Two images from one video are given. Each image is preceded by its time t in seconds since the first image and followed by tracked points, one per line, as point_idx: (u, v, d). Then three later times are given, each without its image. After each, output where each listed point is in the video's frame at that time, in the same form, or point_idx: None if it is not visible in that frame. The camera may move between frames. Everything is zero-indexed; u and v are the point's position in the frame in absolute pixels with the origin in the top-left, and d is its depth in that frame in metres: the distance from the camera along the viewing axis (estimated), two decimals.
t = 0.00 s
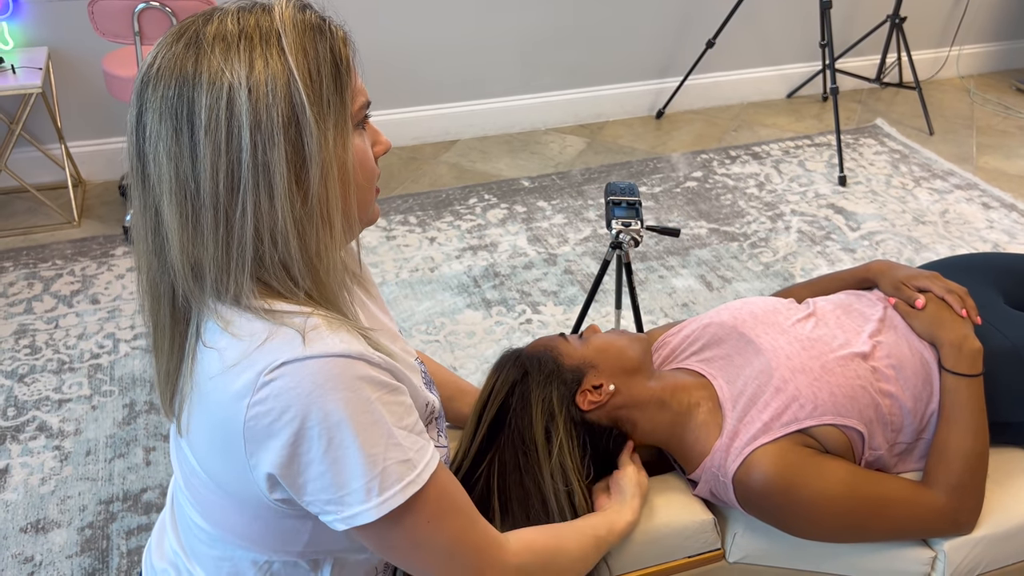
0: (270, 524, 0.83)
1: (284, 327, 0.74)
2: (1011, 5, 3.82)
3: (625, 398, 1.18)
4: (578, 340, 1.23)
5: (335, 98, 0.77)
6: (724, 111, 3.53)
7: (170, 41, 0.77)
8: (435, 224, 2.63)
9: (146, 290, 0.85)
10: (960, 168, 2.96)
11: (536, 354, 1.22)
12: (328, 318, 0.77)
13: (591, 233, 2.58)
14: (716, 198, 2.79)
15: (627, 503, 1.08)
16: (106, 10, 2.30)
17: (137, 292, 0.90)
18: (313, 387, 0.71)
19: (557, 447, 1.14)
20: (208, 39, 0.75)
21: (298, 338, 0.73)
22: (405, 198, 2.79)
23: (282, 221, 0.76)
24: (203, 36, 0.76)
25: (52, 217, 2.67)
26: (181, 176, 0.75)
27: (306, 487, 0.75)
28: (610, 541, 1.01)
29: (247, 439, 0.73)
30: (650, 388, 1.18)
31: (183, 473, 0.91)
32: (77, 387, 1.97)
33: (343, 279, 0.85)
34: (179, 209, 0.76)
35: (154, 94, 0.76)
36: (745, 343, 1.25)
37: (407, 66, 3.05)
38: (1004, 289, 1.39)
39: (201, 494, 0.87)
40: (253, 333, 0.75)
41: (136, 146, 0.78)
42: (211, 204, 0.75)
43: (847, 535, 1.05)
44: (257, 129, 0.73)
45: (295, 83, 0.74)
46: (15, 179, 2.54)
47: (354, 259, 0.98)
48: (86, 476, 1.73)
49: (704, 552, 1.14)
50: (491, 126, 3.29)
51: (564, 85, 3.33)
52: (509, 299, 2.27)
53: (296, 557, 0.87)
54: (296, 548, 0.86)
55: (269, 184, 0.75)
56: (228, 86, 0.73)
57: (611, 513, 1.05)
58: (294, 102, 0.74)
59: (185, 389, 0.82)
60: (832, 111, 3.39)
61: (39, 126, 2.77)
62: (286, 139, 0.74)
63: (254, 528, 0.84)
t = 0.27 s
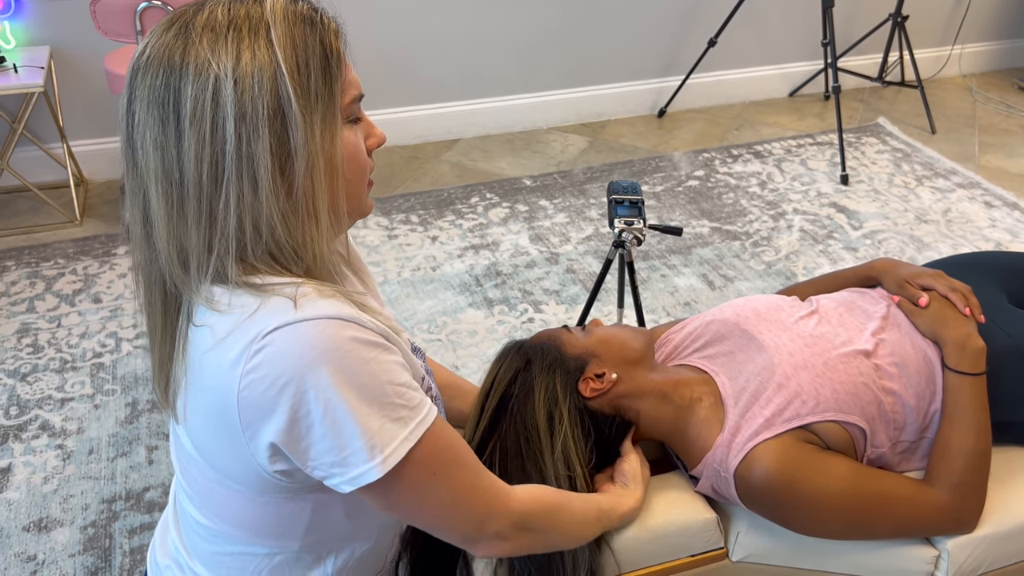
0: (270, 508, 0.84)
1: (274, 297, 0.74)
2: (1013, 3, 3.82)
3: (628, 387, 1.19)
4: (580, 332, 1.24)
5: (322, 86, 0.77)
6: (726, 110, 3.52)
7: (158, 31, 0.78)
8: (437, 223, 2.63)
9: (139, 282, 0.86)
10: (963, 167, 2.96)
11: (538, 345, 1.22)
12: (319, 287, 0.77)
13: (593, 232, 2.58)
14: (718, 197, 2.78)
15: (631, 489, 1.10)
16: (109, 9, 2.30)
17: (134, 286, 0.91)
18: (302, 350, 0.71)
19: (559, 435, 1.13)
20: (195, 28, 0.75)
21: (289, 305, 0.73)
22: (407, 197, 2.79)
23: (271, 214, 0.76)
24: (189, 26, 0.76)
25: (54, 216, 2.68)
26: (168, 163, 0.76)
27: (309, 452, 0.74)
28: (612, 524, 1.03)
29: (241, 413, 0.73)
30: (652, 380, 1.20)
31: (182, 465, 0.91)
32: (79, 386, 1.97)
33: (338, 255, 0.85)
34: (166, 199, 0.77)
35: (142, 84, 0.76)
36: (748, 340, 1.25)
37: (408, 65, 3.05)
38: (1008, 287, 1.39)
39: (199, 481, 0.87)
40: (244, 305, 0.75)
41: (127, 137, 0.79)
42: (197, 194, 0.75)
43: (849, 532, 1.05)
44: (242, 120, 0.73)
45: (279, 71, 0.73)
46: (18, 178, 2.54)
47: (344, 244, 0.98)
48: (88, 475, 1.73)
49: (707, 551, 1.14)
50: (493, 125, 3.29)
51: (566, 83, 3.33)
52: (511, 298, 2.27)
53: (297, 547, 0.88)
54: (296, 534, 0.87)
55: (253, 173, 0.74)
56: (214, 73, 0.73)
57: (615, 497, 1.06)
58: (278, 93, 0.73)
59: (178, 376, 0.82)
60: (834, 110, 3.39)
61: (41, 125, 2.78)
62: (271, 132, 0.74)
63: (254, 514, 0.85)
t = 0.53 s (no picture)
0: (259, 495, 0.85)
1: (263, 284, 0.75)
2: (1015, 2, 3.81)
3: (636, 403, 1.18)
4: (582, 343, 1.21)
5: (305, 91, 0.76)
6: (727, 108, 3.52)
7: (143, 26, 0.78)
8: (438, 222, 2.63)
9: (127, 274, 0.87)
10: (964, 166, 2.96)
11: (541, 368, 1.19)
12: (309, 275, 0.78)
13: (594, 231, 2.58)
14: (719, 196, 2.78)
15: (636, 491, 1.11)
16: (109, 7, 2.29)
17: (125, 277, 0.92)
18: (291, 335, 0.72)
19: (574, 468, 1.13)
20: (177, 30, 0.75)
21: (280, 291, 0.74)
22: (407, 196, 2.79)
23: (251, 221, 0.76)
24: (172, 27, 0.75)
25: (55, 215, 2.67)
26: (150, 163, 0.76)
27: (301, 438, 0.76)
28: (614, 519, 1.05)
29: (231, 401, 0.74)
30: (660, 391, 1.19)
31: (173, 457, 0.92)
32: (80, 385, 1.97)
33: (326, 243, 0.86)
34: (150, 198, 0.77)
35: (125, 82, 0.76)
36: (749, 338, 1.24)
37: (409, 64, 3.05)
38: (1009, 286, 1.39)
39: (189, 471, 0.88)
40: (233, 292, 0.76)
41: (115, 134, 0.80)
42: (179, 197, 0.76)
43: (850, 530, 1.05)
44: (221, 128, 0.73)
45: (259, 78, 0.73)
46: (18, 177, 2.54)
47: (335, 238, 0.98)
48: (89, 474, 1.73)
49: (709, 550, 1.14)
50: (494, 124, 3.29)
51: (567, 82, 3.33)
52: (512, 297, 2.27)
53: (287, 535, 0.88)
54: (285, 522, 0.87)
55: (232, 180, 0.74)
56: (195, 73, 0.73)
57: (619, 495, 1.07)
58: (260, 102, 0.73)
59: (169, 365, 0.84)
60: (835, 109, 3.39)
61: (41, 125, 2.77)
62: (251, 142, 0.74)
63: (243, 503, 0.85)
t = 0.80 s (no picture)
0: (265, 495, 0.84)
1: (283, 289, 0.75)
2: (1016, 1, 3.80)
3: (638, 391, 1.18)
4: (580, 335, 1.20)
5: (306, 99, 0.75)
6: (728, 108, 3.52)
7: (143, 28, 0.77)
8: (438, 221, 2.62)
9: (130, 274, 0.87)
10: (965, 165, 2.95)
11: (542, 362, 1.18)
12: (326, 279, 0.78)
13: (594, 230, 2.58)
14: (720, 195, 2.78)
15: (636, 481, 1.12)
16: (109, 6, 2.29)
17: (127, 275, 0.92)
18: (314, 343, 0.72)
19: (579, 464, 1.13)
20: (174, 37, 0.73)
21: (301, 296, 0.74)
22: (408, 195, 2.79)
23: (257, 230, 0.76)
24: (169, 33, 0.74)
25: (55, 214, 2.67)
26: (152, 168, 0.76)
27: (316, 444, 0.76)
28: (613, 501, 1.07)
29: (250, 406, 0.74)
30: (662, 381, 1.19)
31: (178, 455, 0.91)
32: (80, 384, 1.97)
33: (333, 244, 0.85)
34: (154, 205, 0.77)
35: (126, 86, 0.76)
36: (751, 333, 1.24)
37: (409, 63, 3.04)
38: (1010, 285, 1.38)
39: (193, 469, 0.88)
40: (246, 296, 0.76)
41: (115, 137, 0.79)
42: (182, 207, 0.76)
43: (848, 525, 1.05)
44: (222, 140, 0.72)
45: (260, 89, 0.72)
46: (19, 176, 2.54)
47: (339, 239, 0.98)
48: (89, 473, 1.73)
49: (709, 549, 1.13)
50: (494, 123, 3.29)
51: (568, 81, 3.33)
52: (512, 296, 2.27)
53: (292, 534, 0.89)
54: (292, 521, 0.87)
55: (236, 191, 0.74)
56: (197, 79, 0.72)
57: (619, 485, 1.08)
58: (260, 113, 0.72)
59: (175, 366, 0.84)
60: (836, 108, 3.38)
61: (42, 124, 2.77)
62: (252, 152, 0.73)
63: (250, 503, 0.85)
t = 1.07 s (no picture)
0: (288, 504, 0.84)
1: (325, 308, 0.75)
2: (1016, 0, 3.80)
3: (639, 391, 1.18)
4: (578, 336, 1.19)
5: (350, 119, 0.74)
6: (728, 107, 3.51)
7: (182, 39, 0.74)
8: (438, 221, 2.62)
9: (158, 282, 0.86)
10: (965, 165, 2.95)
11: (542, 368, 1.17)
12: (366, 297, 0.78)
13: (594, 229, 2.58)
14: (720, 195, 2.78)
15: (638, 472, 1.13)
16: (109, 6, 2.29)
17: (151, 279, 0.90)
18: (361, 364, 0.72)
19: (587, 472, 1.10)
20: (218, 51, 0.72)
21: (344, 317, 0.74)
22: (408, 195, 2.79)
23: (297, 251, 0.75)
24: (212, 46, 0.72)
25: (55, 213, 2.67)
26: (190, 187, 0.75)
27: (352, 461, 0.77)
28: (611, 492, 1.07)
29: (289, 423, 0.74)
30: (663, 378, 1.18)
31: (194, 461, 0.91)
32: (80, 384, 1.97)
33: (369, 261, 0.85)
34: (188, 219, 0.76)
35: (165, 101, 0.74)
36: (753, 330, 1.25)
37: (409, 62, 3.04)
38: (1010, 285, 1.38)
39: (214, 474, 0.87)
40: (288, 311, 0.76)
41: (148, 146, 0.78)
42: (217, 224, 0.75)
43: (847, 521, 1.05)
44: (264, 162, 0.71)
45: (305, 111, 0.71)
46: (19, 175, 2.54)
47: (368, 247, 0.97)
48: (89, 472, 1.73)
49: (709, 549, 1.13)
50: (494, 122, 3.29)
51: (568, 81, 3.33)
52: (512, 296, 2.27)
53: (309, 540, 0.89)
54: (312, 528, 0.88)
55: (276, 210, 0.73)
56: (239, 100, 0.70)
57: (622, 477, 1.09)
58: (304, 134, 0.71)
59: (200, 375, 0.83)
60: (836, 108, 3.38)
61: (42, 123, 2.77)
62: (294, 174, 0.72)
63: (271, 511, 0.85)
